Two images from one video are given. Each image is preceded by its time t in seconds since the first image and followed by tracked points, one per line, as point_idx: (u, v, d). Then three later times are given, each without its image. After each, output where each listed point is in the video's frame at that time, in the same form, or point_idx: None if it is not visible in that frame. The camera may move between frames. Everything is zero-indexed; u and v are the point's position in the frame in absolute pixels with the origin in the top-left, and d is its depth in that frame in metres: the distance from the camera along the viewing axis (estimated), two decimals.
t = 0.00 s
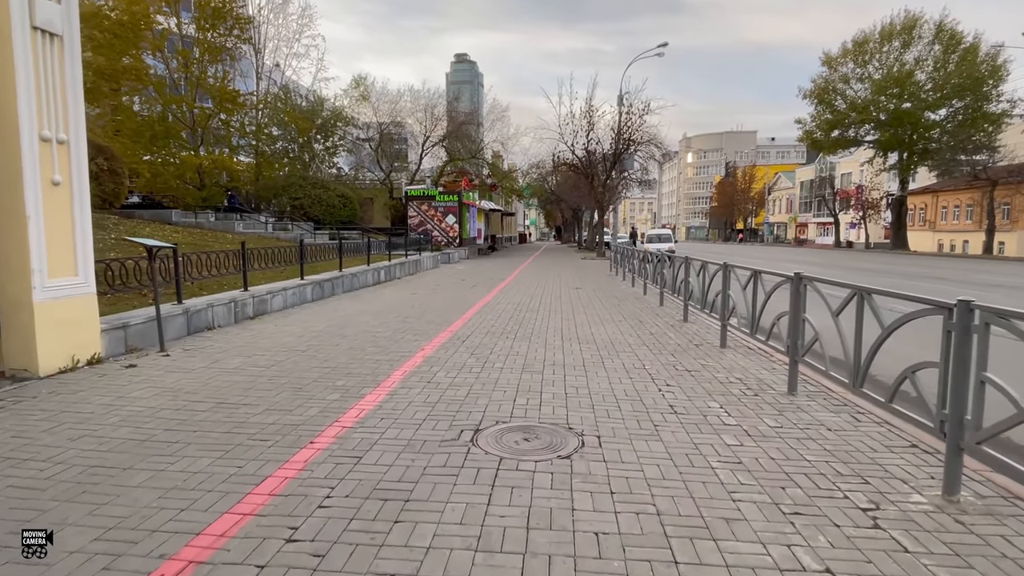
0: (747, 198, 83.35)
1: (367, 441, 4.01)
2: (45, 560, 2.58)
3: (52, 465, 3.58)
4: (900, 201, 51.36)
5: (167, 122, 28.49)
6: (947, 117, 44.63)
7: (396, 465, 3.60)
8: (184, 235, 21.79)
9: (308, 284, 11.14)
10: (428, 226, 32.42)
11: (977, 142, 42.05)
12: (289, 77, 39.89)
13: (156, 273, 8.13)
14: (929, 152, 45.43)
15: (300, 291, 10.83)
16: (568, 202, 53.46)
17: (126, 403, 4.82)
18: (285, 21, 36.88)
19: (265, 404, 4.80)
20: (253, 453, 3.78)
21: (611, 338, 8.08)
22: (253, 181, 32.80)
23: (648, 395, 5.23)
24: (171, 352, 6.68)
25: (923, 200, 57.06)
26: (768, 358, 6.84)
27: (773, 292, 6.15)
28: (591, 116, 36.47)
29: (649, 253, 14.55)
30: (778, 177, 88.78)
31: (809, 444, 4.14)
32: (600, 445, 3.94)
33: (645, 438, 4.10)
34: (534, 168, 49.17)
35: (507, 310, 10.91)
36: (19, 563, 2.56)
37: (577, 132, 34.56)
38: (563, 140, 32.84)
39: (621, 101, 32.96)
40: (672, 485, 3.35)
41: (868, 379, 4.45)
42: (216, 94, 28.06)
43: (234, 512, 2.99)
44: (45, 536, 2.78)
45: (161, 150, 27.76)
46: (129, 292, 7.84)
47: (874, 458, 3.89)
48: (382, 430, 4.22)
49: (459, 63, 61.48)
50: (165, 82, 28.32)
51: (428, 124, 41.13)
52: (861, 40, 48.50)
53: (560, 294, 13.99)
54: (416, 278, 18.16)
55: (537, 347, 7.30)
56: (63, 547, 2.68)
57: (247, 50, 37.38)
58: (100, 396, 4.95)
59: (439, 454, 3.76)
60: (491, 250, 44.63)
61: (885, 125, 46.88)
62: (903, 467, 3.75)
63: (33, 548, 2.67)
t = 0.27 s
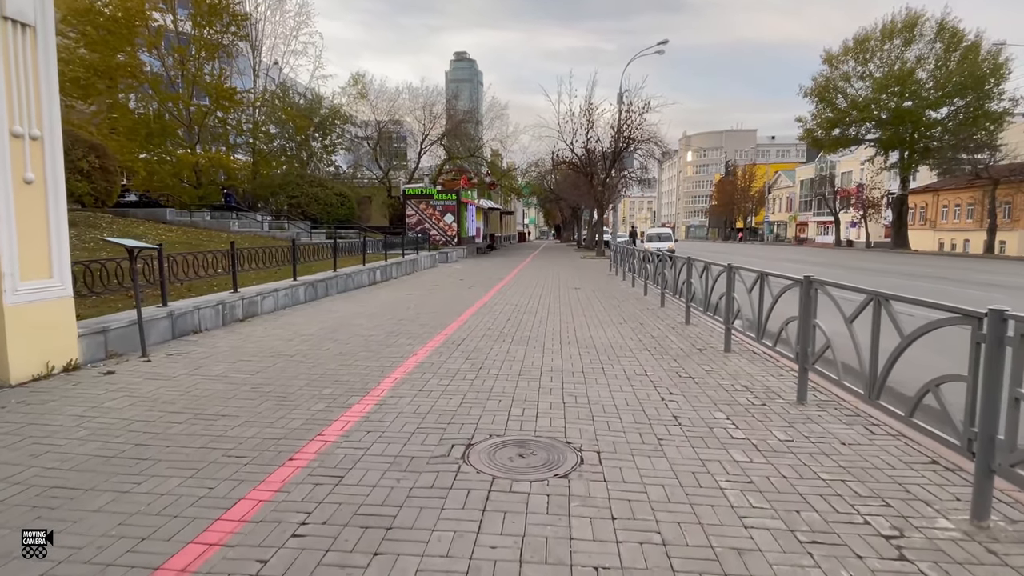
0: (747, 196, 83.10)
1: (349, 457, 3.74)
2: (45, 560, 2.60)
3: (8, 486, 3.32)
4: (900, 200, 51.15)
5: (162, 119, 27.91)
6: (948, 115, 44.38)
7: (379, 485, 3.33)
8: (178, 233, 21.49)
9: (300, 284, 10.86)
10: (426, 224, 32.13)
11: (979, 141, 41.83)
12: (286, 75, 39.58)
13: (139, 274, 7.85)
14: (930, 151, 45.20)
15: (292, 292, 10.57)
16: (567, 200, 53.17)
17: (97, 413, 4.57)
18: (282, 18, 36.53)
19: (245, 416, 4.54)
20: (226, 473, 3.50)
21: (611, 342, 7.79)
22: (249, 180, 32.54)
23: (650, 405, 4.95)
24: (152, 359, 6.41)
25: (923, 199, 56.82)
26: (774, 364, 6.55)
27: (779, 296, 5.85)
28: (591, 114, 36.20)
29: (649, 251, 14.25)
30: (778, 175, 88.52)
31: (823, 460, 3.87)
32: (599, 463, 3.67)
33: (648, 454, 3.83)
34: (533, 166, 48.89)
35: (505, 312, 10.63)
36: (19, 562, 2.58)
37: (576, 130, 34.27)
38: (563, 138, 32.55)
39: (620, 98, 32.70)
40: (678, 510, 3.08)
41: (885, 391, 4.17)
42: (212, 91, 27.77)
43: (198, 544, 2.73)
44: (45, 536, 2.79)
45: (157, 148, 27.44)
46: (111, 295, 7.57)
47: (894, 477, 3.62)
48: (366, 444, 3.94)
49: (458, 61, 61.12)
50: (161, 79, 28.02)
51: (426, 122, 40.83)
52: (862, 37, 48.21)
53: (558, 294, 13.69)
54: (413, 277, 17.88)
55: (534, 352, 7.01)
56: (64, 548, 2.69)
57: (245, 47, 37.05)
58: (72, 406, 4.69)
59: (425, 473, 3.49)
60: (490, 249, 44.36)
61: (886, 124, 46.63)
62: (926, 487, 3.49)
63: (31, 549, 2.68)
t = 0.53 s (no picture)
0: (746, 195, 82.88)
1: (333, 472, 3.47)
2: (44, 560, 2.57)
3: None
4: (900, 198, 50.94)
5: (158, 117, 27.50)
6: (948, 113, 44.19)
7: (364, 505, 3.06)
8: (172, 232, 21.18)
9: (292, 284, 10.59)
10: (424, 223, 31.82)
11: (979, 140, 41.62)
12: (283, 72, 39.23)
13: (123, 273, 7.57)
14: (931, 149, 45.00)
15: (285, 292, 10.29)
16: (566, 198, 52.92)
17: (68, 421, 4.30)
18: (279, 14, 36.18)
19: (225, 425, 4.27)
20: (198, 490, 3.24)
21: (611, 344, 7.51)
22: (246, 177, 32.23)
23: (656, 412, 4.68)
24: (133, 362, 6.15)
25: (922, 198, 56.63)
26: (783, 368, 6.27)
27: (790, 297, 5.57)
28: (590, 112, 35.91)
29: (650, 250, 13.98)
30: (777, 174, 88.30)
31: (842, 474, 3.62)
32: (602, 477, 3.41)
33: (654, 468, 3.57)
34: (532, 164, 48.61)
35: (502, 312, 10.35)
36: (18, 561, 2.55)
37: (575, 127, 34.01)
38: (561, 136, 32.26)
39: (620, 96, 32.42)
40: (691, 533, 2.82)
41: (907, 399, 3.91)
42: (208, 88, 27.39)
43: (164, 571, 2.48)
44: (45, 536, 2.76)
45: (152, 146, 27.04)
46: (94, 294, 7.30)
47: (919, 493, 3.36)
48: (351, 457, 3.68)
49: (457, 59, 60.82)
50: (156, 76, 27.67)
51: (424, 120, 40.52)
52: (862, 35, 47.94)
53: (557, 294, 13.43)
54: (410, 276, 17.61)
55: (532, 355, 6.74)
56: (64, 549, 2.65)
57: (241, 44, 36.67)
58: (41, 414, 4.42)
59: (415, 491, 3.22)
60: (488, 248, 44.08)
61: (886, 122, 46.42)
62: (955, 505, 3.23)
63: (31, 549, 2.64)
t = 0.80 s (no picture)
0: (742, 194, 82.74)
1: (312, 495, 3.19)
2: (44, 560, 2.58)
3: None
4: (897, 197, 50.84)
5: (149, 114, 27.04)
6: (946, 112, 44.06)
7: (346, 534, 2.79)
8: (163, 231, 20.81)
9: (282, 285, 10.29)
10: (419, 222, 31.47)
11: (977, 138, 41.49)
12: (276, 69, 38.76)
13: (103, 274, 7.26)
14: (928, 148, 44.89)
15: (274, 293, 10.00)
16: (563, 197, 52.62)
17: (32, 436, 4.02)
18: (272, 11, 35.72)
19: (200, 440, 3.99)
20: (163, 517, 2.95)
21: (611, 348, 7.23)
22: (238, 175, 31.79)
23: (660, 424, 4.42)
24: (110, 368, 5.86)
25: (919, 196, 56.56)
26: (789, 374, 6.01)
27: (797, 301, 5.30)
28: (587, 109, 35.61)
29: (648, 249, 13.69)
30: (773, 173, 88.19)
31: (865, 493, 3.36)
32: (607, 501, 3.14)
33: (661, 488, 3.31)
34: (528, 162, 48.28)
35: (499, 314, 10.05)
36: (20, 561, 2.57)
37: (571, 125, 33.69)
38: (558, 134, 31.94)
39: (617, 93, 32.12)
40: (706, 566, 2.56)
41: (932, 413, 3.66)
42: (200, 85, 26.96)
43: None
44: (45, 536, 2.78)
45: (144, 143, 26.54)
46: (72, 296, 6.99)
47: (949, 517, 3.11)
48: (333, 478, 3.40)
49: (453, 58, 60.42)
50: (148, 72, 27.22)
51: (420, 118, 40.14)
52: (859, 33, 47.73)
53: (554, 294, 13.14)
54: (404, 275, 17.30)
55: (529, 361, 6.46)
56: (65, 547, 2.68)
57: (234, 41, 36.18)
58: (4, 428, 4.13)
59: (400, 518, 2.94)
60: (484, 247, 43.75)
61: (884, 121, 46.25)
62: (988, 530, 2.98)
63: (31, 549, 2.66)
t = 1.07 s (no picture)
0: (735, 192, 82.79)
1: (283, 518, 2.92)
2: (42, 562, 2.54)
3: None
4: (890, 196, 50.91)
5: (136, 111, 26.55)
6: (938, 111, 44.11)
7: (318, 564, 2.52)
8: (149, 229, 20.39)
9: (267, 285, 9.98)
10: (412, 220, 31.13)
11: (970, 137, 41.47)
12: (266, 66, 38.24)
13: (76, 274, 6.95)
14: (920, 146, 44.94)
15: (259, 293, 9.71)
16: (557, 195, 52.37)
17: None
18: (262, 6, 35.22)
19: (167, 454, 3.71)
20: (116, 544, 2.68)
21: (607, 350, 6.98)
22: (228, 173, 31.32)
23: (662, 433, 4.17)
24: (80, 373, 5.56)
25: (911, 195, 56.70)
26: (793, 377, 5.78)
27: (802, 303, 5.07)
28: (580, 107, 35.35)
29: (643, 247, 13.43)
30: (766, 171, 88.31)
31: (883, 511, 3.12)
32: (606, 522, 2.89)
33: (665, 507, 3.06)
34: (521, 161, 47.99)
35: (491, 315, 9.79)
36: (20, 561, 2.54)
37: (565, 123, 33.42)
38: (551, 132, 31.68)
39: (611, 91, 31.90)
40: None
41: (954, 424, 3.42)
42: (189, 81, 26.52)
43: None
44: (45, 536, 2.74)
45: (131, 140, 26.01)
46: (43, 296, 6.68)
47: (977, 538, 2.87)
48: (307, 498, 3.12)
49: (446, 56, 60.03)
50: (136, 68, 26.71)
51: (412, 116, 39.75)
52: (852, 32, 47.73)
53: (548, 294, 12.87)
54: (395, 274, 16.98)
55: (522, 365, 6.19)
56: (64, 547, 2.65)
57: (223, 37, 35.67)
58: None
59: (378, 545, 2.67)
60: (478, 245, 43.44)
61: (877, 119, 46.27)
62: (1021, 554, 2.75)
63: (32, 549, 2.63)
